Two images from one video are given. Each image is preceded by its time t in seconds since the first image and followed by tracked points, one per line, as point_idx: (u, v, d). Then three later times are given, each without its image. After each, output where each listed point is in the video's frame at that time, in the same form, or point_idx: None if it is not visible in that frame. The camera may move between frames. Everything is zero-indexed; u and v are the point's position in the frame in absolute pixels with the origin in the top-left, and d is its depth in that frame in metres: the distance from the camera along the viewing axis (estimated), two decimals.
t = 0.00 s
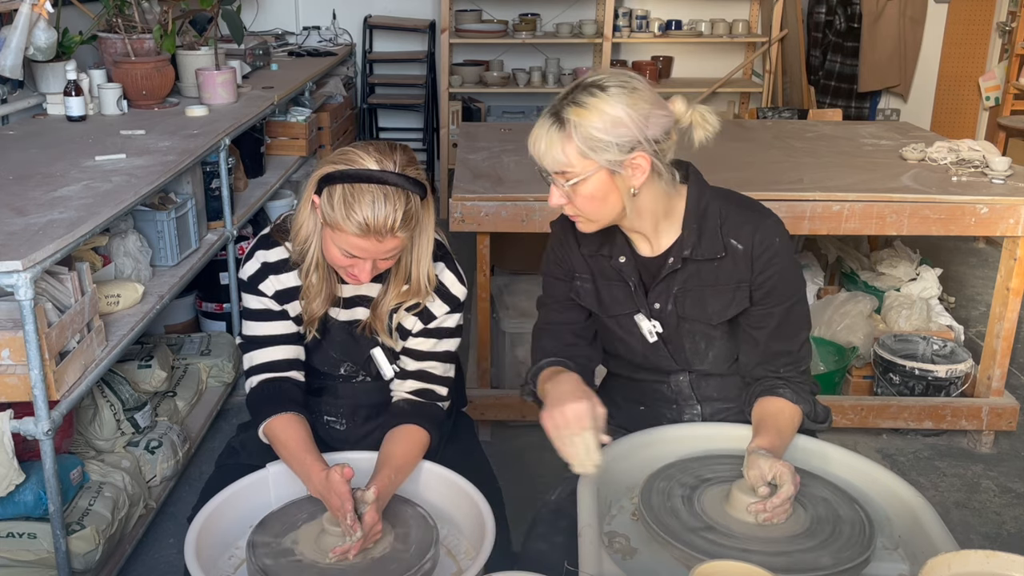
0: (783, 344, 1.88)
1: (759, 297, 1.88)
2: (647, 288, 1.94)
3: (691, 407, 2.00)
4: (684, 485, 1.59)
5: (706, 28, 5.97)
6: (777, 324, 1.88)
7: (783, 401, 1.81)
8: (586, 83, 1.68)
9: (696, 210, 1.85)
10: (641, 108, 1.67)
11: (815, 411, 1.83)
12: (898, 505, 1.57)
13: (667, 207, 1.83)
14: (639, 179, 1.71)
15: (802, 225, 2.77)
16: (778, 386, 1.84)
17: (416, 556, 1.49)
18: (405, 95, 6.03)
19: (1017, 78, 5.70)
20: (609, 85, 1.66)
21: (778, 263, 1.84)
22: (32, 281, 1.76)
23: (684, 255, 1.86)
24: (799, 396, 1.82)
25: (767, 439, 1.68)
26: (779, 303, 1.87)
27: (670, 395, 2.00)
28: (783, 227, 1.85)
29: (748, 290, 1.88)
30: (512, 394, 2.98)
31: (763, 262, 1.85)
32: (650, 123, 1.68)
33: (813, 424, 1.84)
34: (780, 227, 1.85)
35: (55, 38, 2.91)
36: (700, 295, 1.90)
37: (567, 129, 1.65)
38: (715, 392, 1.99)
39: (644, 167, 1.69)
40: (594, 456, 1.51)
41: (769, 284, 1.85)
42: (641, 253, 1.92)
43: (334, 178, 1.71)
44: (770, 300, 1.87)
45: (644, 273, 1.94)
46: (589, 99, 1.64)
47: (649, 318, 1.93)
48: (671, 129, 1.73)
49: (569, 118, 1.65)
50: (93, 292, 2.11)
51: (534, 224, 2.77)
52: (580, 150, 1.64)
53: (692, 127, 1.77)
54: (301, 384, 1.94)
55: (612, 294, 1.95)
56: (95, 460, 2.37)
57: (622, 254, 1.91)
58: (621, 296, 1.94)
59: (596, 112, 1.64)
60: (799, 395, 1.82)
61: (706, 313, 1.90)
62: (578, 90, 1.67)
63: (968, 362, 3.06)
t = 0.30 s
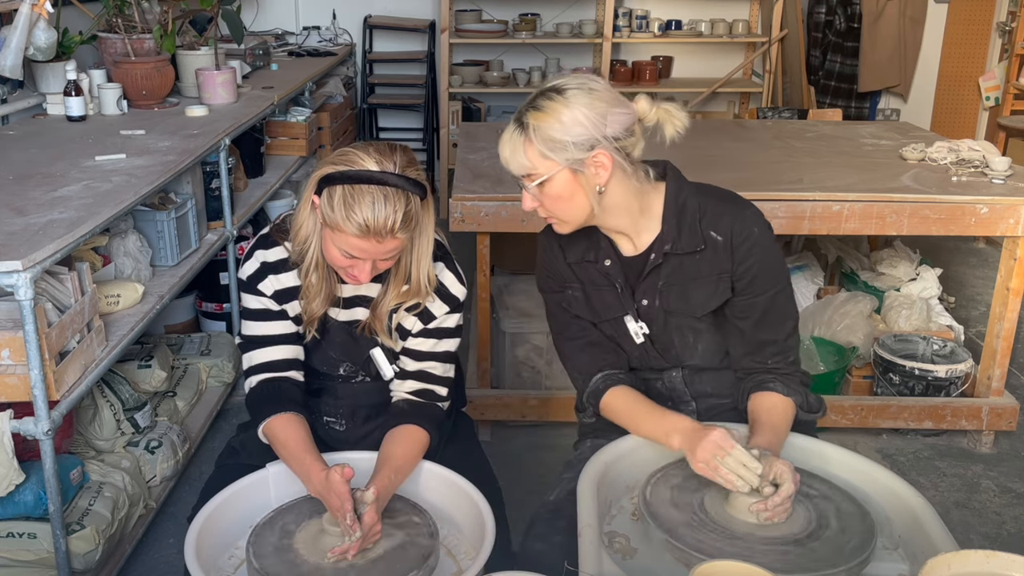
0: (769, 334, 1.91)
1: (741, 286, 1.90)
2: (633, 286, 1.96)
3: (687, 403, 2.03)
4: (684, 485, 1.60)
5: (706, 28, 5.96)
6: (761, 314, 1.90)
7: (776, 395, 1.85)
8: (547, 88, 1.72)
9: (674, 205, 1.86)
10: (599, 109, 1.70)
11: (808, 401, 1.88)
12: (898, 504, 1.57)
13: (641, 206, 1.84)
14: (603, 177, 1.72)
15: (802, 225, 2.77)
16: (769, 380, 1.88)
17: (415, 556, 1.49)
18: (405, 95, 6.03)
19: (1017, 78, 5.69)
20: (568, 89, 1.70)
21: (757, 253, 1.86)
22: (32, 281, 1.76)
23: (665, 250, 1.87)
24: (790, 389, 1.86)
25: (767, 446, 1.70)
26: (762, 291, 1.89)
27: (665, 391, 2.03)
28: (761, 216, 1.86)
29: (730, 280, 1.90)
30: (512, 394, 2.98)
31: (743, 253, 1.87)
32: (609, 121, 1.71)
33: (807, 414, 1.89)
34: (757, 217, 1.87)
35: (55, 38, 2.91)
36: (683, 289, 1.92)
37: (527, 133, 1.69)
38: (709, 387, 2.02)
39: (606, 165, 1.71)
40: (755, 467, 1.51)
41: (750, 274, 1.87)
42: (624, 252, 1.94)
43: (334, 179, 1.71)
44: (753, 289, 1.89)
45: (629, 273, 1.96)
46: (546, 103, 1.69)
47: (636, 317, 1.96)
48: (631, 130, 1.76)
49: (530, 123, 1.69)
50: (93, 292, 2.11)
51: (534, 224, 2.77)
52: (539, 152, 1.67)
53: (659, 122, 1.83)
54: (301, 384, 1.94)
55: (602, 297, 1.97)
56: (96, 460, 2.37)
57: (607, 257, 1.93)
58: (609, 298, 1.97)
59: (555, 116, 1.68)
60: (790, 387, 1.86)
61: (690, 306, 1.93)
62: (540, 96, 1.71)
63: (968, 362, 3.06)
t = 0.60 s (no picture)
0: (759, 333, 1.91)
1: (729, 287, 1.90)
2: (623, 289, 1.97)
3: (682, 403, 2.04)
4: (683, 485, 1.60)
5: (706, 28, 5.96)
6: (750, 313, 1.90)
7: (768, 395, 1.85)
8: (527, 95, 1.73)
9: (661, 206, 1.86)
10: (577, 115, 1.71)
11: (801, 400, 1.89)
12: (898, 505, 1.57)
13: (627, 209, 1.85)
14: (585, 182, 1.73)
15: (802, 225, 2.77)
16: (760, 380, 1.88)
17: (416, 556, 1.49)
18: (405, 95, 6.03)
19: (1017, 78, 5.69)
20: (548, 96, 1.71)
21: (743, 253, 1.86)
22: (32, 281, 1.76)
23: (652, 252, 1.88)
24: (782, 388, 1.86)
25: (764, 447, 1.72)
26: (750, 291, 1.88)
27: (660, 392, 2.04)
28: (746, 216, 1.87)
29: (718, 282, 1.90)
30: (512, 394, 2.98)
31: (730, 253, 1.86)
32: (589, 127, 1.72)
33: (801, 412, 1.91)
34: (743, 217, 1.86)
35: (55, 38, 2.91)
36: (673, 291, 1.93)
37: (508, 142, 1.70)
38: (704, 387, 2.02)
39: (588, 170, 1.72)
40: (769, 468, 1.50)
41: (738, 274, 1.87)
42: (613, 254, 1.94)
43: (334, 180, 1.71)
44: (741, 289, 1.89)
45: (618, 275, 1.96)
46: (526, 112, 1.70)
47: (627, 319, 1.97)
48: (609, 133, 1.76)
49: (510, 132, 1.71)
50: (93, 292, 2.11)
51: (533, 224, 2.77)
52: (519, 159, 1.69)
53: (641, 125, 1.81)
54: (300, 384, 1.94)
55: (593, 300, 1.98)
56: (96, 460, 2.37)
57: (597, 260, 1.94)
58: (600, 301, 1.98)
59: (535, 124, 1.69)
60: (782, 386, 1.86)
61: (680, 307, 1.94)
62: (521, 103, 1.72)
63: (968, 362, 3.06)
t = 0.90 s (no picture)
0: (757, 334, 1.91)
1: (727, 289, 1.90)
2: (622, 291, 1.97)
3: (682, 403, 2.04)
4: (683, 485, 1.60)
5: (707, 28, 5.96)
6: (749, 314, 1.90)
7: (768, 395, 1.84)
8: (523, 99, 1.73)
9: (659, 208, 1.87)
10: (575, 119, 1.71)
11: (801, 400, 1.89)
12: (898, 505, 1.57)
13: (624, 211, 1.84)
14: (583, 185, 1.73)
15: (802, 226, 2.77)
16: (759, 381, 1.87)
17: (416, 556, 1.49)
18: (405, 95, 6.03)
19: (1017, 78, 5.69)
20: (546, 101, 1.71)
21: (742, 254, 1.86)
22: (32, 281, 1.76)
23: (651, 255, 1.88)
24: (781, 388, 1.86)
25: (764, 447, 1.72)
26: (748, 293, 1.89)
27: (659, 392, 2.05)
28: (744, 218, 1.87)
29: (717, 284, 1.91)
30: (512, 394, 2.98)
31: (728, 255, 1.87)
32: (587, 130, 1.72)
33: (800, 412, 1.90)
34: (740, 219, 1.87)
35: (55, 38, 2.91)
36: (671, 293, 1.93)
37: (506, 146, 1.70)
38: (703, 387, 2.03)
39: (586, 174, 1.71)
40: (774, 471, 1.50)
41: (736, 275, 1.88)
42: (611, 257, 1.94)
43: (333, 180, 1.71)
44: (739, 291, 1.89)
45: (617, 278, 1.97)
46: (523, 116, 1.70)
47: (626, 321, 1.97)
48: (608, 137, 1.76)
49: (507, 136, 1.71)
50: (93, 292, 2.11)
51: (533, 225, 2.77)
52: (517, 163, 1.69)
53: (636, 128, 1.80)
54: (299, 385, 1.94)
55: (593, 302, 1.98)
56: (96, 460, 2.37)
57: (596, 262, 1.94)
58: (599, 303, 1.98)
59: (532, 128, 1.69)
60: (780, 386, 1.86)
61: (678, 309, 1.94)
62: (518, 107, 1.72)
63: (968, 362, 3.06)
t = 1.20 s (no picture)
0: (759, 336, 1.90)
1: (730, 291, 1.91)
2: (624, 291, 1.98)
3: (682, 403, 2.05)
4: (683, 485, 1.60)
5: (707, 28, 5.97)
6: (751, 316, 1.90)
7: (769, 396, 1.84)
8: (527, 99, 1.72)
9: (663, 209, 1.87)
10: (581, 119, 1.71)
11: (801, 401, 1.88)
12: (897, 504, 1.57)
13: (628, 211, 1.85)
14: (587, 186, 1.73)
15: (802, 226, 2.77)
16: (760, 381, 1.87)
17: (416, 555, 1.49)
18: (405, 95, 6.03)
19: (1017, 78, 5.69)
20: (553, 100, 1.71)
21: (745, 256, 1.86)
22: (32, 281, 1.76)
23: (654, 256, 1.88)
24: (782, 390, 1.85)
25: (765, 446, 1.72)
26: (751, 295, 1.89)
27: (660, 393, 2.05)
28: (747, 220, 1.87)
29: (719, 285, 1.91)
30: (512, 394, 2.98)
31: (732, 256, 1.87)
32: (592, 131, 1.72)
33: (801, 412, 1.89)
34: (744, 220, 1.87)
35: (55, 38, 2.91)
36: (673, 294, 1.93)
37: (511, 146, 1.70)
38: (704, 388, 2.03)
39: (590, 175, 1.72)
40: (775, 471, 1.50)
41: (739, 277, 1.88)
42: (614, 258, 1.94)
43: (332, 182, 1.71)
44: (742, 293, 1.89)
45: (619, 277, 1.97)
46: (527, 116, 1.70)
47: (628, 322, 1.98)
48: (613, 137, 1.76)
49: (511, 136, 1.71)
50: (93, 292, 2.11)
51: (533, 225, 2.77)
52: (522, 163, 1.69)
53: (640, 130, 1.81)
54: (299, 385, 1.94)
55: (595, 302, 1.98)
56: (96, 460, 2.37)
57: (598, 262, 1.95)
58: (602, 303, 1.98)
59: (536, 129, 1.69)
60: (782, 388, 1.85)
61: (681, 310, 1.94)
62: (521, 107, 1.72)
63: (968, 362, 3.06)
